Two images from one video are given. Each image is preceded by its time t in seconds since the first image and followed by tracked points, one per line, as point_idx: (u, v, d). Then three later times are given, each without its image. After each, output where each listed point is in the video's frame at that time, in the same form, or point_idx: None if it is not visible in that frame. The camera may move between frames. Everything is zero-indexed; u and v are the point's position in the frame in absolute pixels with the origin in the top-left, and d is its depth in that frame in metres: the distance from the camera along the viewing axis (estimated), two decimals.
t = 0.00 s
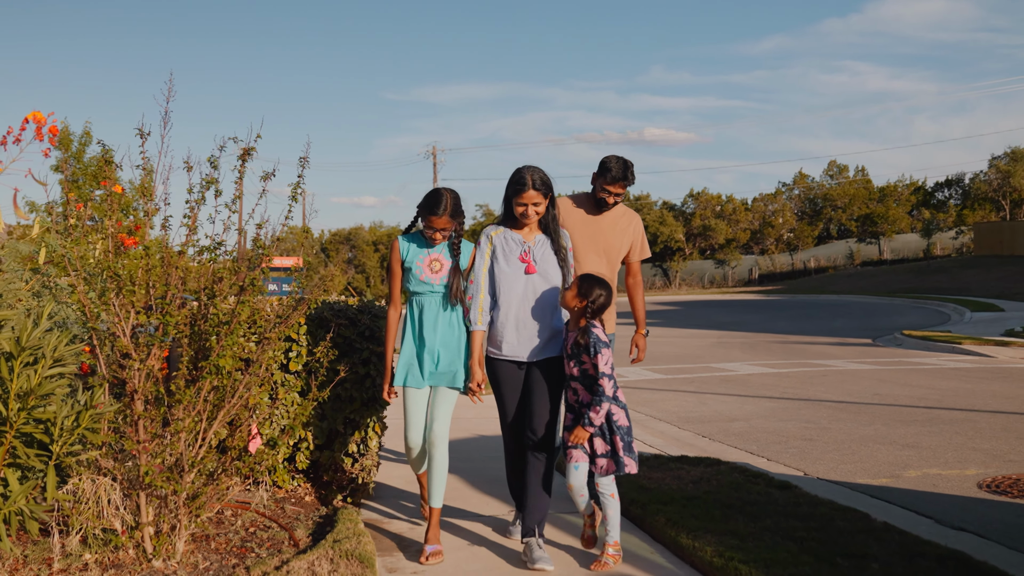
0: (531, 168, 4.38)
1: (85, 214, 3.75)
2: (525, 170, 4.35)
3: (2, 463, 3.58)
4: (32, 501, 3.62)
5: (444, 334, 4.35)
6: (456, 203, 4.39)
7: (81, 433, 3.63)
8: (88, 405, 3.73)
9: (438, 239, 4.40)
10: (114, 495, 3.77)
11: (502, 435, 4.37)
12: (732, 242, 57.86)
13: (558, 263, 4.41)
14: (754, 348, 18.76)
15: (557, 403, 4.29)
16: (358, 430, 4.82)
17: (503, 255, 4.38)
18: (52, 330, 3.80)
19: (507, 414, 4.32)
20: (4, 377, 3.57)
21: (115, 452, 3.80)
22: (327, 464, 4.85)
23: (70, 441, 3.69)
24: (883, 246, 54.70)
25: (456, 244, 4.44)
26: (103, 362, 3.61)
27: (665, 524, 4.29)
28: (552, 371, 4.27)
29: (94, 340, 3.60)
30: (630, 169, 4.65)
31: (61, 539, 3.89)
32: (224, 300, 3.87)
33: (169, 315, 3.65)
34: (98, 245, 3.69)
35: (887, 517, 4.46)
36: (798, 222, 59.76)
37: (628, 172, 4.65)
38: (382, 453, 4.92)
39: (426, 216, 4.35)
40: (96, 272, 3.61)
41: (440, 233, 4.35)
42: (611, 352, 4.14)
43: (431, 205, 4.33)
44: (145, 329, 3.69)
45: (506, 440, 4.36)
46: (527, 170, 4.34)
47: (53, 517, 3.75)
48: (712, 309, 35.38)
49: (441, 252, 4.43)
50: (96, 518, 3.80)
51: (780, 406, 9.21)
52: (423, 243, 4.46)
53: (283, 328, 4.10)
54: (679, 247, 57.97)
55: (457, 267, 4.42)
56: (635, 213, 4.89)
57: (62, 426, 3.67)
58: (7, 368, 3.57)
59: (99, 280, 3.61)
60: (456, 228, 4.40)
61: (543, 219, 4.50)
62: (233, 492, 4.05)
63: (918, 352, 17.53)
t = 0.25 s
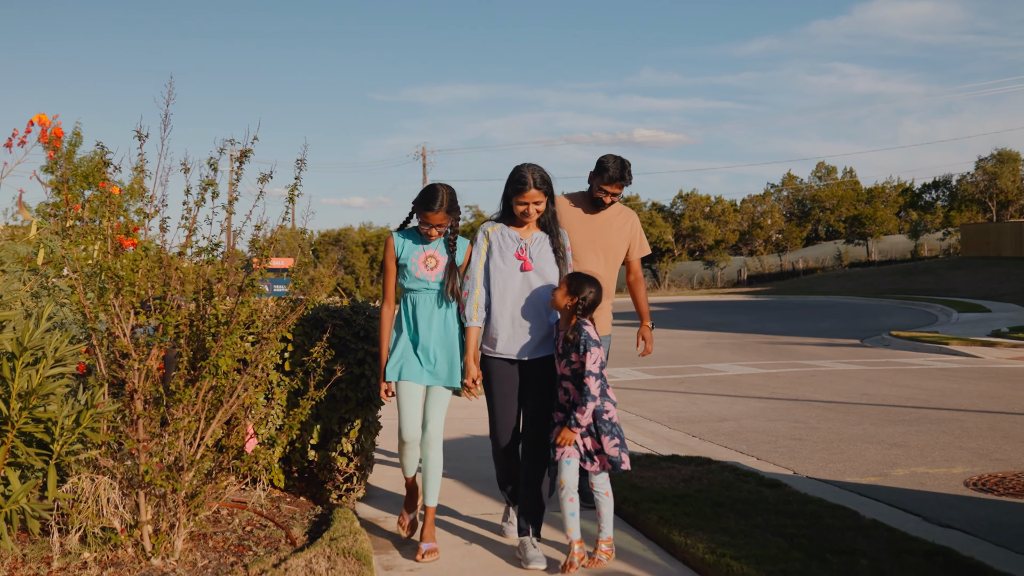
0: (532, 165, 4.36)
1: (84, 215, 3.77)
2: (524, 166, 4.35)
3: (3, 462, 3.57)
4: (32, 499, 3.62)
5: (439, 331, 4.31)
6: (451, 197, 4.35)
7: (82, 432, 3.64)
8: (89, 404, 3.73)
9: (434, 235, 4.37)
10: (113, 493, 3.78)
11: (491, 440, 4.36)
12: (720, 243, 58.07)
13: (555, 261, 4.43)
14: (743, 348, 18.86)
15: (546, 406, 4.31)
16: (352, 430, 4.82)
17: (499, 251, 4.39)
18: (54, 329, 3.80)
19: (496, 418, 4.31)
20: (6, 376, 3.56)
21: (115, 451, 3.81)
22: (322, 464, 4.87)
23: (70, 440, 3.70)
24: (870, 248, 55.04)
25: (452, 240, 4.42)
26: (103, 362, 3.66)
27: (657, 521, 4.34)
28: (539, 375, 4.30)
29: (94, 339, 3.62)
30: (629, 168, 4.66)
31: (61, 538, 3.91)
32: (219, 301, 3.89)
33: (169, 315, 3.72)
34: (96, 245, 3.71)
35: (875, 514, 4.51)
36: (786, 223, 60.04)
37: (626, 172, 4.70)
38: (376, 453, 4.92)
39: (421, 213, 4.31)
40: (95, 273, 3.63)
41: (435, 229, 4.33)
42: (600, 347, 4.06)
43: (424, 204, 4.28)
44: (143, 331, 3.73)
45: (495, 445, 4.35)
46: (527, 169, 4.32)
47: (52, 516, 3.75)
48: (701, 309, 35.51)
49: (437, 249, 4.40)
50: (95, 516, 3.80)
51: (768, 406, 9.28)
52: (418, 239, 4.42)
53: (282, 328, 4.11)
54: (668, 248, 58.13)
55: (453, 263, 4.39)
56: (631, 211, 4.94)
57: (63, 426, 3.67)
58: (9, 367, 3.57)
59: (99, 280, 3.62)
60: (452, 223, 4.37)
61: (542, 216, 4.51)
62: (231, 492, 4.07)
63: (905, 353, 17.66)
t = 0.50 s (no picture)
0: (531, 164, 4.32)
1: (81, 215, 3.77)
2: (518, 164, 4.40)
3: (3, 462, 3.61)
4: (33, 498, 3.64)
5: (435, 330, 4.29)
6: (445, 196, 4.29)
7: (82, 432, 3.68)
8: (88, 404, 3.75)
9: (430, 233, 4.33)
10: (112, 492, 3.82)
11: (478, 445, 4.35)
12: (708, 244, 58.29)
13: (549, 261, 4.44)
14: (731, 348, 18.95)
15: (534, 412, 4.34)
16: (346, 429, 4.85)
17: (494, 250, 4.41)
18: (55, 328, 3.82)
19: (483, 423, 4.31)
20: (7, 376, 3.58)
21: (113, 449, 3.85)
22: (315, 463, 4.90)
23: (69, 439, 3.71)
24: (857, 249, 55.37)
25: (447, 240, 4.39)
26: (104, 361, 3.72)
27: (649, 519, 4.38)
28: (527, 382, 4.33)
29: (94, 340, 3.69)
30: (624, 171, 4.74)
31: (58, 536, 3.92)
32: (213, 302, 3.90)
33: (169, 315, 3.79)
34: (95, 247, 3.72)
35: (863, 511, 4.56)
36: (774, 224, 60.34)
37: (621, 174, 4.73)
38: (370, 453, 4.97)
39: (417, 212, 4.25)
40: (94, 276, 3.70)
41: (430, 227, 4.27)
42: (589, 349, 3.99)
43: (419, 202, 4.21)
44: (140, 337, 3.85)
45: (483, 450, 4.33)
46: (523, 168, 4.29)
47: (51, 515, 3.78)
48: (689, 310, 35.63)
49: (431, 248, 4.35)
50: (94, 515, 3.82)
51: (757, 406, 9.34)
52: (413, 238, 4.37)
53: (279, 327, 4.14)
54: (657, 249, 58.30)
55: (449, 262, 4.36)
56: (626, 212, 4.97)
57: (63, 426, 3.69)
58: (9, 367, 3.59)
59: (104, 284, 3.73)
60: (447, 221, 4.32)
61: (539, 215, 4.49)
62: (227, 491, 4.11)
63: (891, 353, 17.80)
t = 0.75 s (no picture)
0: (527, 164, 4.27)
1: (78, 216, 3.79)
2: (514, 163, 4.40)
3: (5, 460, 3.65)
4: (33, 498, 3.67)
5: (430, 333, 4.26)
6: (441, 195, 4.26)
7: (83, 431, 3.70)
8: (89, 404, 3.77)
9: (426, 234, 4.29)
10: (111, 491, 3.85)
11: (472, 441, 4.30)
12: (697, 244, 58.49)
13: (546, 261, 4.44)
14: (720, 348, 19.05)
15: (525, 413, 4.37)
16: (342, 428, 4.89)
17: (490, 248, 4.42)
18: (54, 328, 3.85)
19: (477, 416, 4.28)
20: (8, 375, 3.58)
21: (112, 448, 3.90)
22: (310, 462, 4.94)
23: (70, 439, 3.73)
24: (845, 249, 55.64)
25: (442, 240, 4.37)
26: (102, 361, 3.75)
27: (642, 516, 4.42)
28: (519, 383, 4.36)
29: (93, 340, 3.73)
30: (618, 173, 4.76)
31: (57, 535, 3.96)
32: (206, 302, 3.92)
33: (168, 316, 3.83)
34: (93, 249, 3.75)
35: (853, 508, 4.61)
36: (763, 224, 60.60)
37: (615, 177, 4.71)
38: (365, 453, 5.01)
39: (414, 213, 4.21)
40: (92, 278, 3.75)
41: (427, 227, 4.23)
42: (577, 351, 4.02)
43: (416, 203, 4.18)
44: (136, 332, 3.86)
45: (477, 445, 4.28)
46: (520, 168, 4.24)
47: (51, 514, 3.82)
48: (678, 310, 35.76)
49: (427, 250, 4.32)
50: (92, 513, 3.87)
51: (747, 405, 9.40)
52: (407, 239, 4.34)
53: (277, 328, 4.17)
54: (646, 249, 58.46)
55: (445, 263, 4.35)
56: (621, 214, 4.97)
57: (63, 424, 3.69)
58: (10, 365, 3.58)
59: (104, 284, 3.76)
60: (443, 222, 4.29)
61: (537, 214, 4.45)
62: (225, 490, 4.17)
63: (878, 353, 17.91)
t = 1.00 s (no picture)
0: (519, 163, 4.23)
1: (73, 217, 3.80)
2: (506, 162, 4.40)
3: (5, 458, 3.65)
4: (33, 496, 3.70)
5: (424, 337, 4.25)
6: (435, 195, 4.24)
7: (83, 431, 3.68)
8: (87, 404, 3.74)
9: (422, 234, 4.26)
10: (108, 489, 3.88)
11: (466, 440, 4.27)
12: (686, 244, 58.69)
13: (541, 262, 4.40)
14: (709, 348, 19.14)
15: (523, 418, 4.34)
16: (336, 427, 4.91)
17: (484, 249, 4.36)
18: (52, 329, 3.87)
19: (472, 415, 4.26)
20: (8, 375, 3.58)
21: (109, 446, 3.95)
22: (304, 461, 4.95)
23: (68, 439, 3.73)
24: (833, 249, 55.93)
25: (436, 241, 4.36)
26: (99, 360, 3.77)
27: (635, 513, 4.45)
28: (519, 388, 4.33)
29: (91, 340, 3.76)
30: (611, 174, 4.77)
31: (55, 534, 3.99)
32: (201, 303, 3.99)
33: (166, 316, 3.83)
34: (89, 250, 3.78)
35: (843, 505, 4.66)
36: (751, 224, 60.86)
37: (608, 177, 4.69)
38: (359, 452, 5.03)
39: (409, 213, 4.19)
40: (89, 279, 3.76)
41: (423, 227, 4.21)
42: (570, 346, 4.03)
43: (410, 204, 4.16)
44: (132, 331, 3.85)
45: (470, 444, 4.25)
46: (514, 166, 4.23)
47: (50, 512, 3.86)
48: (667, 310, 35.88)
49: (420, 252, 4.31)
50: (90, 512, 3.88)
51: (736, 404, 9.46)
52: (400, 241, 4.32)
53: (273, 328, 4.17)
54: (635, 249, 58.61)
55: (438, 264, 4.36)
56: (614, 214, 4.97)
57: (61, 423, 3.67)
58: (11, 365, 3.58)
59: (101, 285, 3.77)
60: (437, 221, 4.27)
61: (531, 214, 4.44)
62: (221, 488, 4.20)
63: (866, 352, 18.04)
